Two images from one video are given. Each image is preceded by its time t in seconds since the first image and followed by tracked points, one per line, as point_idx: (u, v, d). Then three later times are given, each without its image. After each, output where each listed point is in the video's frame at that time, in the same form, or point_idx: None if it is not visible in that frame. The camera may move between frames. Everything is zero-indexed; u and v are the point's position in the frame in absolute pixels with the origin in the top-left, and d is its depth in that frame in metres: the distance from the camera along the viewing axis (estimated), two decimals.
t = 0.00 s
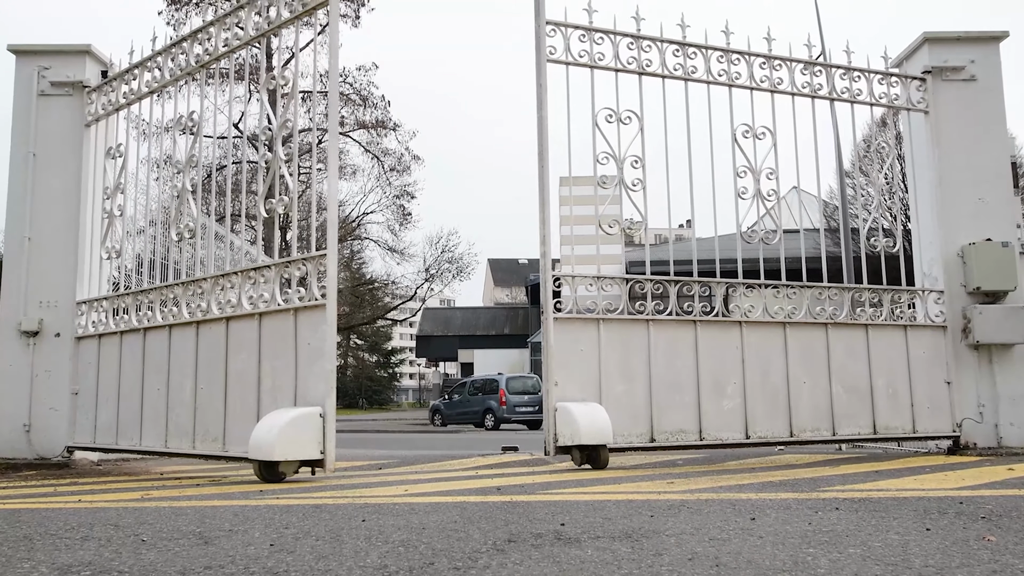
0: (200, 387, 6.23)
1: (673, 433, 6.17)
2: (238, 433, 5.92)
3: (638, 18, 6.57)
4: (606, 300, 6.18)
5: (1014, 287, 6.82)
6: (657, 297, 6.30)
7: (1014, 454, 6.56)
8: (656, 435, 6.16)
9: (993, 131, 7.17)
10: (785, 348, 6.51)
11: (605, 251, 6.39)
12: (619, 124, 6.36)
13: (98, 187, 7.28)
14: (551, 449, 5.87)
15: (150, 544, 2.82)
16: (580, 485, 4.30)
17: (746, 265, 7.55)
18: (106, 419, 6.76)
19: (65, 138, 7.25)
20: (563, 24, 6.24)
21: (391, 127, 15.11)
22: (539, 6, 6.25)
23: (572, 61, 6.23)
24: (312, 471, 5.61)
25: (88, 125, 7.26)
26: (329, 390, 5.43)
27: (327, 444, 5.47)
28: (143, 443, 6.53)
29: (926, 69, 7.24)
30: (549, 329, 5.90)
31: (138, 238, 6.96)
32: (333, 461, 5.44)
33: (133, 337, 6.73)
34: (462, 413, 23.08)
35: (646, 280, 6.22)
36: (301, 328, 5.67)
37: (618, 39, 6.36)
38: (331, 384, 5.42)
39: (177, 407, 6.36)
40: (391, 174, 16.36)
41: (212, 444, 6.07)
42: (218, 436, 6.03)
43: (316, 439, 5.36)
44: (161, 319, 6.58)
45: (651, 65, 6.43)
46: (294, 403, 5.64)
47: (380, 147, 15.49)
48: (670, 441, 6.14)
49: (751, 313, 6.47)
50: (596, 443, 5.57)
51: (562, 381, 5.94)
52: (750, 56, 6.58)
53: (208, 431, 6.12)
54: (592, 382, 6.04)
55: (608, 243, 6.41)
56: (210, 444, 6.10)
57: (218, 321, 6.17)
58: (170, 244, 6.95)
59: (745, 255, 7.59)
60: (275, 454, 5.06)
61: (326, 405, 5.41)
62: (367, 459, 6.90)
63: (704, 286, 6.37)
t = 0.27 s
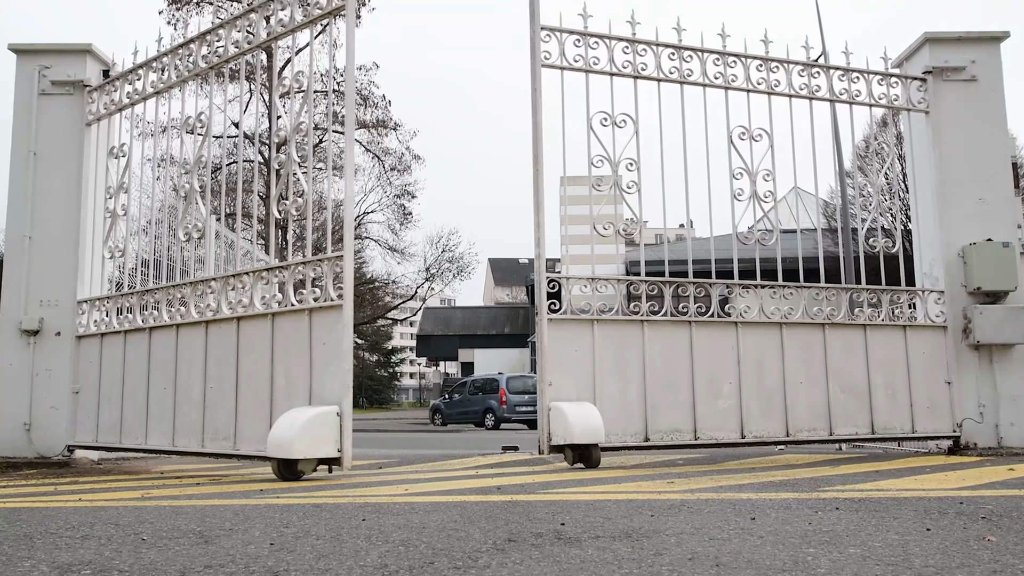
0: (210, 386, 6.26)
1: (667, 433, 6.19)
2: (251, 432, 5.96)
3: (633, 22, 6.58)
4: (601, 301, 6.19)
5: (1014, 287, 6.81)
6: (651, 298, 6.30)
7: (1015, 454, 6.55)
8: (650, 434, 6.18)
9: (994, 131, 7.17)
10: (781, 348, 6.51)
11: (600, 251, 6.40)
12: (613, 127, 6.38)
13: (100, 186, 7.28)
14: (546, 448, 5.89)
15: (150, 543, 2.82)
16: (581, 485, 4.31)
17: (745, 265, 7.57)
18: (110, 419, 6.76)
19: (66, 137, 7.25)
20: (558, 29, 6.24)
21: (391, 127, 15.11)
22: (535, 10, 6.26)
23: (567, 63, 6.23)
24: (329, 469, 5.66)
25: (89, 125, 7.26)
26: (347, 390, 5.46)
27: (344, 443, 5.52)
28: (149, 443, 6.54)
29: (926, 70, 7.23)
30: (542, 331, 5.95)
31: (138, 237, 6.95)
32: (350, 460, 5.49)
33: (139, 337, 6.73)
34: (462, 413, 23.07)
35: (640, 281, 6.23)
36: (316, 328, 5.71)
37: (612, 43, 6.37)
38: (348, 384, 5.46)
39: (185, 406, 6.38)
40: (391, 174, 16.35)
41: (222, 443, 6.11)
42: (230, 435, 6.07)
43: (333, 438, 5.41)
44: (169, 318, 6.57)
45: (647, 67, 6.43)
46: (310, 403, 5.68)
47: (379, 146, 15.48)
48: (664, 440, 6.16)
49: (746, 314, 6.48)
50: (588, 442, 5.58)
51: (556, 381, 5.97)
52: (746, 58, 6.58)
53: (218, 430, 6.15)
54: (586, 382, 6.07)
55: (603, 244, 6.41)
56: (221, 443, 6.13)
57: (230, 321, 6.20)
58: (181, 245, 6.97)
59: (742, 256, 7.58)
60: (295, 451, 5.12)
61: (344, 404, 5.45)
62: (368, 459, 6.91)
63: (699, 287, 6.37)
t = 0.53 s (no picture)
0: (219, 387, 6.27)
1: (662, 433, 6.20)
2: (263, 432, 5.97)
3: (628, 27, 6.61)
4: (594, 303, 6.21)
5: (1014, 288, 6.81)
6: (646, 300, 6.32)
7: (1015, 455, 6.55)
8: (645, 435, 6.19)
9: (994, 131, 7.17)
10: (777, 349, 6.51)
11: (595, 252, 6.42)
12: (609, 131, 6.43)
13: (100, 187, 7.29)
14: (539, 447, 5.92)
15: (151, 544, 2.82)
16: (581, 486, 4.31)
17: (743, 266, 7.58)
18: (113, 419, 6.75)
19: (66, 138, 7.25)
20: (552, 35, 6.25)
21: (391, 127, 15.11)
22: (530, 14, 6.28)
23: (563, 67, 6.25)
24: (345, 469, 5.70)
25: (89, 126, 7.27)
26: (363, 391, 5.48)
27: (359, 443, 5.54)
28: (154, 444, 6.54)
29: (926, 70, 7.22)
30: (537, 333, 5.96)
31: (138, 238, 6.96)
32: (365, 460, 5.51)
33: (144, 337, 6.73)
34: (462, 413, 23.05)
35: (633, 284, 6.24)
36: (330, 330, 5.74)
37: (607, 48, 6.38)
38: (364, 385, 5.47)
39: (192, 407, 6.38)
40: (391, 175, 16.36)
41: (231, 443, 6.12)
42: (241, 435, 6.08)
43: (349, 438, 5.43)
44: (172, 320, 6.59)
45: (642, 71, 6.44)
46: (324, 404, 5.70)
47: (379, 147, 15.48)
48: (659, 440, 6.17)
49: (742, 315, 6.48)
50: (581, 442, 5.60)
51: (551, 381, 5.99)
52: (742, 61, 6.59)
53: (227, 431, 6.17)
54: (580, 382, 6.09)
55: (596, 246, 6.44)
56: (231, 443, 6.14)
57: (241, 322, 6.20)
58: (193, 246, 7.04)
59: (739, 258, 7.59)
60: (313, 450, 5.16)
61: (360, 405, 5.47)
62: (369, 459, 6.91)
63: (693, 289, 6.38)
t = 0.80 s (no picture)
0: (227, 387, 6.28)
1: (657, 432, 6.21)
2: (274, 433, 5.99)
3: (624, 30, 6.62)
4: (590, 305, 6.23)
5: (1014, 287, 6.81)
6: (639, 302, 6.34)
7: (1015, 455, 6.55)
8: (640, 435, 6.20)
9: (994, 131, 7.17)
10: (773, 349, 6.51)
11: (590, 253, 6.43)
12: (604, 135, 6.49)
13: (101, 187, 7.29)
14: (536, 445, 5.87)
15: (150, 544, 2.82)
16: (581, 486, 4.31)
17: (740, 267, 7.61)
18: (117, 419, 6.75)
19: (66, 138, 7.25)
20: (547, 41, 6.26)
21: (391, 127, 15.10)
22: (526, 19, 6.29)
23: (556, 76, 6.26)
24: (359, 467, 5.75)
25: (89, 126, 7.27)
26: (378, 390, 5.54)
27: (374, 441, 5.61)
28: (159, 443, 6.54)
29: (926, 70, 7.22)
30: (531, 335, 6.00)
31: (138, 238, 6.96)
32: (380, 457, 5.59)
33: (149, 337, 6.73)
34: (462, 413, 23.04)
35: (627, 286, 6.26)
36: (343, 331, 5.77)
37: (601, 53, 6.40)
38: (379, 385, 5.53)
39: (199, 407, 6.39)
40: (391, 175, 16.37)
41: (241, 442, 6.14)
42: (251, 435, 6.10)
43: (364, 437, 5.48)
44: (169, 321, 6.64)
45: (636, 76, 6.45)
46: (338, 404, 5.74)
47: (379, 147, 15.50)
48: (654, 439, 6.18)
49: (738, 316, 6.48)
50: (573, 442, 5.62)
51: (544, 382, 6.02)
52: (738, 64, 6.60)
53: (236, 430, 6.18)
54: (575, 382, 6.11)
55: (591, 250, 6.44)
56: (240, 443, 6.15)
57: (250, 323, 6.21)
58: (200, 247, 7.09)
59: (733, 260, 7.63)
60: (330, 450, 5.19)
61: (375, 404, 5.54)
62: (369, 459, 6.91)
63: (688, 290, 6.40)
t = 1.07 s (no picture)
0: (234, 387, 6.29)
1: (652, 432, 6.21)
2: (285, 433, 6.00)
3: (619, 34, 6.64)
4: (585, 306, 6.24)
5: (1013, 287, 6.81)
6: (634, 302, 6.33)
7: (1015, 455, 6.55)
8: (635, 434, 6.20)
9: (995, 131, 7.17)
10: (770, 349, 6.51)
11: (585, 253, 6.42)
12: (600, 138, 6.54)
13: (101, 187, 7.29)
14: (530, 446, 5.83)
15: (150, 543, 2.82)
16: (580, 485, 4.31)
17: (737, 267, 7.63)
18: (120, 419, 6.74)
19: (67, 138, 7.25)
20: (543, 46, 6.27)
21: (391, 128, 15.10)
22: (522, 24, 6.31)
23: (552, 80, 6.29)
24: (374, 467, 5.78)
25: (89, 126, 7.27)
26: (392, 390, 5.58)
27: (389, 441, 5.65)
28: (164, 443, 6.54)
29: (926, 70, 7.22)
30: (527, 337, 6.02)
31: (139, 238, 6.97)
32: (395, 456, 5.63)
33: (154, 337, 6.73)
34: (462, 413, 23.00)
35: (622, 288, 6.28)
36: (356, 332, 5.81)
37: (598, 57, 6.42)
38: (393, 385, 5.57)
39: (206, 406, 6.39)
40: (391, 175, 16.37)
41: (250, 442, 6.14)
42: (259, 435, 6.10)
43: (380, 436, 5.52)
44: (169, 321, 6.66)
45: (631, 80, 6.49)
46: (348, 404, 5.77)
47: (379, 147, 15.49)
48: (649, 438, 6.19)
49: (734, 317, 6.49)
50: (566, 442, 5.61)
51: (540, 381, 6.04)
52: (735, 66, 6.60)
53: (245, 430, 6.18)
54: (570, 382, 6.12)
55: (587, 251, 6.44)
56: (248, 444, 6.14)
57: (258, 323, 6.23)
58: (201, 248, 7.09)
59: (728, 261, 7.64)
60: (347, 449, 5.21)
61: (389, 404, 5.58)
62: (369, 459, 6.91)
63: (684, 291, 6.40)
